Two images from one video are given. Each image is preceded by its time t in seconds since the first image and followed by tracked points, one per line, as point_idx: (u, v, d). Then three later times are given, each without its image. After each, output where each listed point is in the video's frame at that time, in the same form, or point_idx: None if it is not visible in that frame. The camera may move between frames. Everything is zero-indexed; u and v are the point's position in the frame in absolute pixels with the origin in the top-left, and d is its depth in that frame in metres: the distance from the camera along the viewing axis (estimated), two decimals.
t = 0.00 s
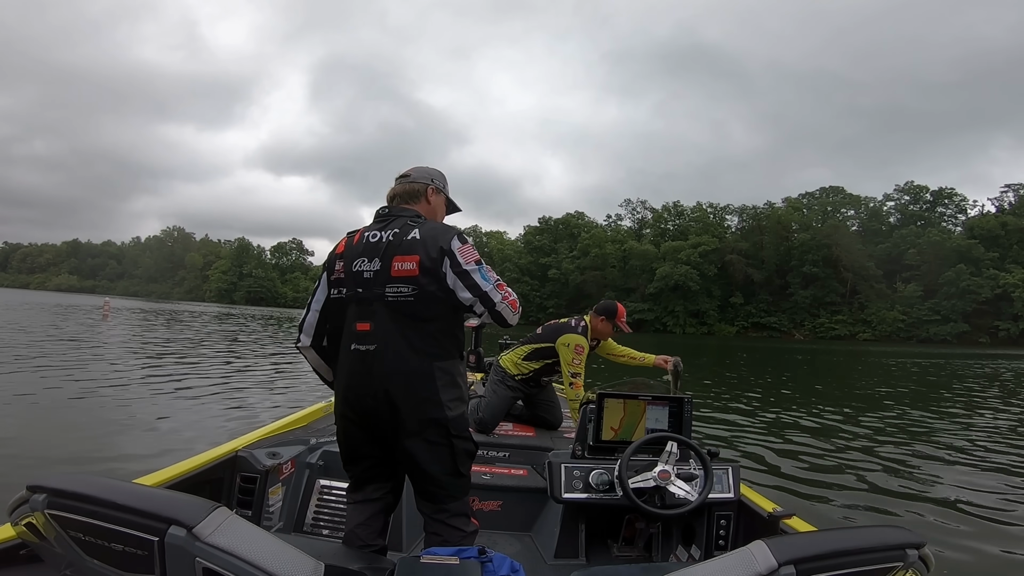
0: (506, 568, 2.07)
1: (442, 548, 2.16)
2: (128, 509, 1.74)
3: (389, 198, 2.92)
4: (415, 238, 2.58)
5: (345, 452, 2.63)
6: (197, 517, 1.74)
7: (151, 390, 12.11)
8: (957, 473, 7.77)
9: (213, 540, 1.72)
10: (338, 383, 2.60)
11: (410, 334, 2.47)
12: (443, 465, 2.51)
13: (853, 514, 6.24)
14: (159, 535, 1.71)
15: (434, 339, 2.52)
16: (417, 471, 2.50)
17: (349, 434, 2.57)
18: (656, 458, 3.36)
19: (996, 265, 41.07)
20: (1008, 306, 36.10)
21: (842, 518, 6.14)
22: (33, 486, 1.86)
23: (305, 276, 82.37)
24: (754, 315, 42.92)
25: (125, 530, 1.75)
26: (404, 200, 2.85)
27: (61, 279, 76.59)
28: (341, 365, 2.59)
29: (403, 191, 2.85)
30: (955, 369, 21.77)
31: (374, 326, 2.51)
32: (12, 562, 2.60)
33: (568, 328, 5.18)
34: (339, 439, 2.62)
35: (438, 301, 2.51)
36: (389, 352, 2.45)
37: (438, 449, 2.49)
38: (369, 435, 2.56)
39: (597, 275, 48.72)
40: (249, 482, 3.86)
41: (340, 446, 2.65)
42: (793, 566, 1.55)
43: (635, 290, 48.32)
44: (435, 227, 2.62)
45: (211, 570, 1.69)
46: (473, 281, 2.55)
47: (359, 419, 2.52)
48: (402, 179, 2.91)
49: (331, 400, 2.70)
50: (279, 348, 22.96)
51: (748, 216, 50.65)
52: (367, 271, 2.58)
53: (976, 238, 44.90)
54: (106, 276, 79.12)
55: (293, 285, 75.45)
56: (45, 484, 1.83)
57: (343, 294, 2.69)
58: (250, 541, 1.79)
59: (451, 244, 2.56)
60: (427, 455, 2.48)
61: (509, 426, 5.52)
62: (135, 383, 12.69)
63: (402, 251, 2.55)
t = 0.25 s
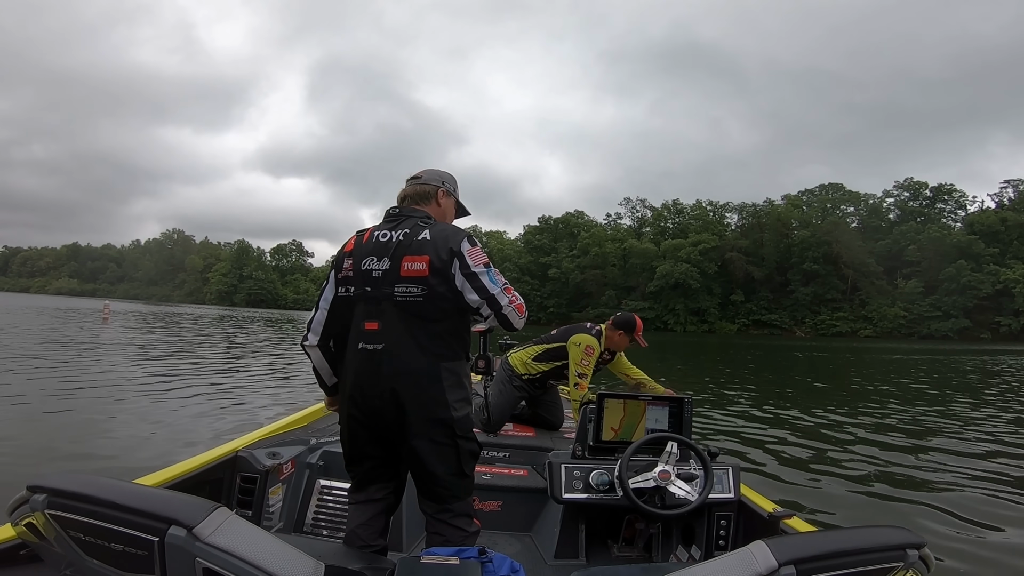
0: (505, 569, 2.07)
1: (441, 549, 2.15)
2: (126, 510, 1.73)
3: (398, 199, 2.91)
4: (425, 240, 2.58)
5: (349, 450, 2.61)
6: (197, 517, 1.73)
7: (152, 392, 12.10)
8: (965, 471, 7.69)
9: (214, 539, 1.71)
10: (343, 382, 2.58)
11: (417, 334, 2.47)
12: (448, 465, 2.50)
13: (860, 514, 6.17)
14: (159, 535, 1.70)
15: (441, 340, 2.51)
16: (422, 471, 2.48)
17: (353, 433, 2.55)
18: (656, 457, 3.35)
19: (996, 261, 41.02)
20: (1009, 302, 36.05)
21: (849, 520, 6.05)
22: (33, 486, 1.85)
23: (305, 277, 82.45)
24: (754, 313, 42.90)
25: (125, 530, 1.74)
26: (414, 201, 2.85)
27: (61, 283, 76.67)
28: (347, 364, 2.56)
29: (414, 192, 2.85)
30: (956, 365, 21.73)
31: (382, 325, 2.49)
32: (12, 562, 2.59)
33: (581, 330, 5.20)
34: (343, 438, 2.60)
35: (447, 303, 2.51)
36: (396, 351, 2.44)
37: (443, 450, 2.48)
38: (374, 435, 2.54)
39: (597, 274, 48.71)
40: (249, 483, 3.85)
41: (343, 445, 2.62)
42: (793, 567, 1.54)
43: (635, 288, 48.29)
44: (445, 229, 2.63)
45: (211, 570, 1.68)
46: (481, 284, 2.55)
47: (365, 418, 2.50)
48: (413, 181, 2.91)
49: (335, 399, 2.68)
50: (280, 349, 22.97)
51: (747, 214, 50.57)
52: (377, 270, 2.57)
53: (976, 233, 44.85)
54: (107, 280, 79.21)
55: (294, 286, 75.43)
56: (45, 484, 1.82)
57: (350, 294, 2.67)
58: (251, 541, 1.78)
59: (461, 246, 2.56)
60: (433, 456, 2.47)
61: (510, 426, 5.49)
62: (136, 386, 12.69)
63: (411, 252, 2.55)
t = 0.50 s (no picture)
0: (510, 569, 2.07)
1: (445, 549, 2.15)
2: (131, 513, 1.73)
3: (407, 201, 2.93)
4: (433, 240, 2.58)
5: (353, 450, 2.61)
6: (202, 520, 1.73)
7: (154, 394, 12.11)
8: (970, 468, 7.65)
9: (219, 542, 1.71)
10: (349, 380, 2.58)
11: (424, 334, 2.47)
12: (453, 465, 2.50)
13: (866, 511, 6.14)
14: (163, 539, 1.70)
15: (448, 340, 2.51)
16: (427, 471, 2.49)
17: (358, 432, 2.55)
18: (659, 456, 3.35)
19: (997, 257, 41.00)
20: (1010, 298, 36.05)
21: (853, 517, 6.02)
22: (38, 490, 1.85)
23: (305, 278, 82.51)
24: (755, 311, 42.91)
25: (130, 533, 1.74)
26: (422, 203, 2.87)
27: (61, 285, 76.71)
28: (353, 362, 2.57)
29: (422, 195, 2.87)
30: (957, 362, 21.72)
31: (389, 324, 2.50)
32: (19, 565, 2.60)
33: (589, 330, 5.24)
34: (349, 437, 2.60)
35: (453, 303, 2.51)
36: (403, 351, 2.44)
37: (447, 450, 2.49)
38: (379, 435, 2.54)
39: (597, 273, 48.71)
40: (252, 485, 3.85)
41: (348, 445, 2.63)
42: (799, 564, 1.54)
43: (635, 287, 48.26)
44: (452, 230, 2.63)
45: (216, 573, 1.68)
46: (487, 285, 2.56)
47: (371, 417, 2.50)
48: (424, 183, 2.93)
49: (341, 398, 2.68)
50: (281, 351, 22.97)
51: (747, 212, 50.52)
52: (384, 269, 2.57)
53: (976, 230, 44.83)
54: (107, 282, 79.21)
55: (294, 287, 75.44)
56: (50, 488, 1.82)
57: (357, 292, 2.67)
58: (256, 544, 1.78)
59: (467, 248, 2.57)
60: (438, 455, 2.47)
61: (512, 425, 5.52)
62: (137, 388, 12.69)
63: (419, 252, 2.56)
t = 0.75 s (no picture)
0: (514, 568, 2.08)
1: (449, 550, 2.16)
2: (136, 516, 1.74)
3: (412, 203, 2.95)
4: (436, 241, 2.60)
5: (358, 450, 2.62)
6: (206, 523, 1.75)
7: (156, 395, 12.13)
8: (972, 467, 7.65)
9: (223, 545, 1.72)
10: (354, 381, 2.59)
11: (428, 336, 2.48)
12: (457, 464, 2.52)
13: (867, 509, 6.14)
14: (169, 541, 1.72)
15: (452, 340, 2.54)
16: (432, 471, 2.50)
17: (363, 433, 2.57)
18: (662, 453, 3.35)
19: (997, 256, 41.01)
20: (1011, 297, 36.06)
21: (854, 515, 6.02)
22: (44, 495, 1.86)
23: (305, 279, 82.52)
24: (755, 310, 42.96)
25: (136, 536, 1.76)
26: (427, 204, 2.89)
27: (61, 286, 76.75)
28: (357, 363, 2.57)
29: (427, 197, 2.89)
30: (957, 360, 21.75)
31: (394, 324, 2.51)
32: (25, 568, 2.62)
33: (591, 328, 5.24)
34: (353, 438, 2.62)
35: (458, 302, 2.53)
36: (407, 350, 2.46)
37: (451, 449, 2.50)
38: (384, 434, 2.56)
39: (597, 272, 48.75)
40: (256, 488, 3.87)
41: (353, 444, 2.65)
42: (803, 561, 1.56)
43: (635, 287, 48.23)
44: (456, 230, 2.66)
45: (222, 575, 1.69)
46: (490, 287, 2.57)
47: (375, 416, 2.52)
48: (429, 186, 2.96)
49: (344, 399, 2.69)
50: (281, 351, 22.97)
51: (747, 211, 50.53)
52: (388, 270, 2.59)
53: (976, 229, 44.86)
54: (107, 283, 79.25)
55: (294, 288, 75.38)
56: (55, 493, 1.84)
57: (361, 293, 2.68)
58: (261, 547, 1.80)
59: (470, 248, 2.59)
60: (443, 456, 2.49)
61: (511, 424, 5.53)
62: (139, 389, 12.71)
63: (422, 252, 2.57)
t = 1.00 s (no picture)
0: (515, 568, 2.09)
1: (450, 550, 2.17)
2: (138, 517, 1.75)
3: (413, 204, 2.96)
4: (437, 240, 2.61)
5: (360, 450, 2.63)
6: (208, 524, 1.75)
7: (156, 395, 12.13)
8: (970, 467, 7.65)
9: (225, 545, 1.73)
10: (355, 381, 2.60)
11: (429, 335, 2.49)
12: (458, 464, 2.53)
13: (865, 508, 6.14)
14: (171, 543, 1.72)
15: (453, 339, 2.54)
16: (433, 470, 2.51)
17: (365, 432, 2.58)
18: (663, 453, 3.36)
19: (996, 256, 41.05)
20: (1011, 297, 36.10)
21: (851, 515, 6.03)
22: (46, 496, 1.87)
23: (305, 279, 82.48)
24: (755, 310, 42.98)
25: (138, 536, 1.76)
26: (428, 205, 2.90)
27: (60, 286, 76.74)
28: (359, 363, 2.58)
29: (428, 198, 2.90)
30: (957, 360, 21.76)
31: (395, 324, 2.51)
32: (27, 569, 2.62)
33: (584, 323, 5.27)
34: (355, 438, 2.62)
35: (458, 302, 2.54)
36: (409, 349, 2.46)
37: (452, 448, 2.51)
38: (385, 434, 2.57)
39: (597, 272, 48.75)
40: (258, 488, 3.88)
41: (355, 445, 2.65)
42: (805, 560, 1.56)
43: (635, 287, 48.20)
44: (457, 230, 2.66)
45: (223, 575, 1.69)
46: (491, 286, 2.58)
47: (377, 416, 2.53)
48: (429, 188, 2.97)
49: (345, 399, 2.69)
50: (281, 351, 22.97)
51: (747, 211, 50.53)
52: (389, 270, 2.59)
53: (976, 229, 44.89)
54: (107, 283, 79.19)
55: (294, 288, 75.33)
56: (57, 493, 1.84)
57: (363, 293, 2.69)
58: (263, 546, 1.81)
59: (471, 248, 2.59)
60: (445, 455, 2.49)
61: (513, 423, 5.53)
62: (139, 389, 12.70)
63: (423, 252, 2.58)
